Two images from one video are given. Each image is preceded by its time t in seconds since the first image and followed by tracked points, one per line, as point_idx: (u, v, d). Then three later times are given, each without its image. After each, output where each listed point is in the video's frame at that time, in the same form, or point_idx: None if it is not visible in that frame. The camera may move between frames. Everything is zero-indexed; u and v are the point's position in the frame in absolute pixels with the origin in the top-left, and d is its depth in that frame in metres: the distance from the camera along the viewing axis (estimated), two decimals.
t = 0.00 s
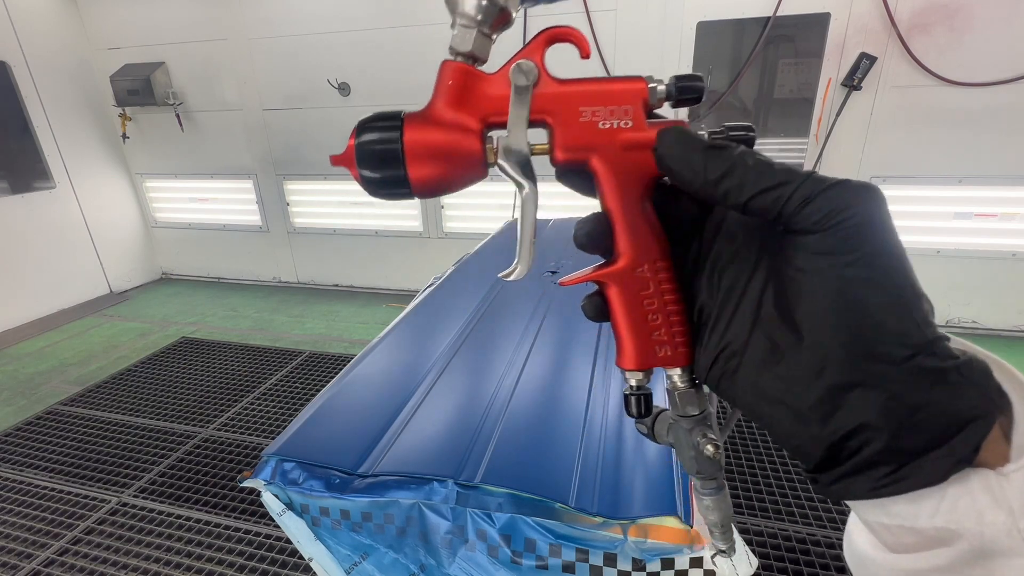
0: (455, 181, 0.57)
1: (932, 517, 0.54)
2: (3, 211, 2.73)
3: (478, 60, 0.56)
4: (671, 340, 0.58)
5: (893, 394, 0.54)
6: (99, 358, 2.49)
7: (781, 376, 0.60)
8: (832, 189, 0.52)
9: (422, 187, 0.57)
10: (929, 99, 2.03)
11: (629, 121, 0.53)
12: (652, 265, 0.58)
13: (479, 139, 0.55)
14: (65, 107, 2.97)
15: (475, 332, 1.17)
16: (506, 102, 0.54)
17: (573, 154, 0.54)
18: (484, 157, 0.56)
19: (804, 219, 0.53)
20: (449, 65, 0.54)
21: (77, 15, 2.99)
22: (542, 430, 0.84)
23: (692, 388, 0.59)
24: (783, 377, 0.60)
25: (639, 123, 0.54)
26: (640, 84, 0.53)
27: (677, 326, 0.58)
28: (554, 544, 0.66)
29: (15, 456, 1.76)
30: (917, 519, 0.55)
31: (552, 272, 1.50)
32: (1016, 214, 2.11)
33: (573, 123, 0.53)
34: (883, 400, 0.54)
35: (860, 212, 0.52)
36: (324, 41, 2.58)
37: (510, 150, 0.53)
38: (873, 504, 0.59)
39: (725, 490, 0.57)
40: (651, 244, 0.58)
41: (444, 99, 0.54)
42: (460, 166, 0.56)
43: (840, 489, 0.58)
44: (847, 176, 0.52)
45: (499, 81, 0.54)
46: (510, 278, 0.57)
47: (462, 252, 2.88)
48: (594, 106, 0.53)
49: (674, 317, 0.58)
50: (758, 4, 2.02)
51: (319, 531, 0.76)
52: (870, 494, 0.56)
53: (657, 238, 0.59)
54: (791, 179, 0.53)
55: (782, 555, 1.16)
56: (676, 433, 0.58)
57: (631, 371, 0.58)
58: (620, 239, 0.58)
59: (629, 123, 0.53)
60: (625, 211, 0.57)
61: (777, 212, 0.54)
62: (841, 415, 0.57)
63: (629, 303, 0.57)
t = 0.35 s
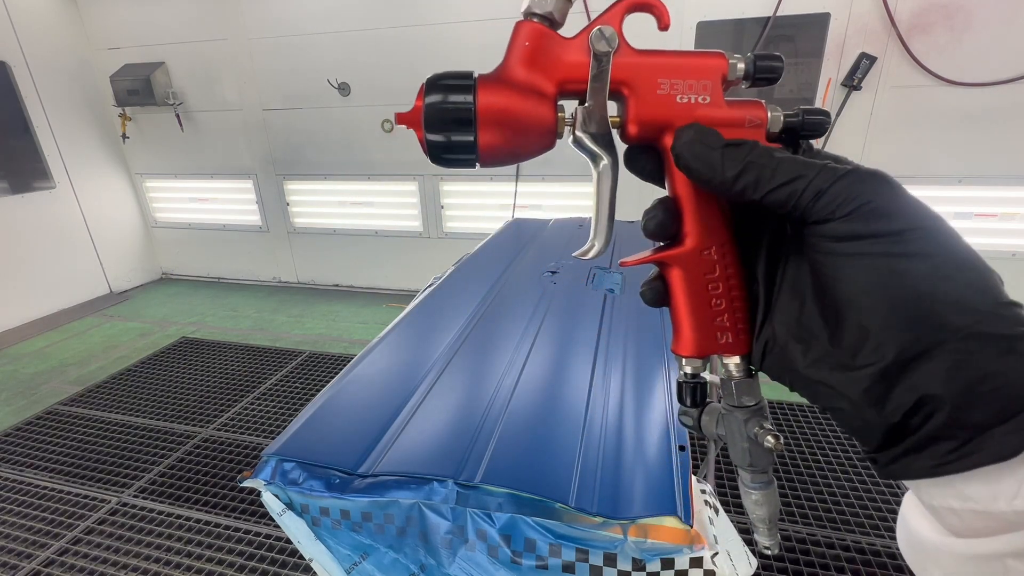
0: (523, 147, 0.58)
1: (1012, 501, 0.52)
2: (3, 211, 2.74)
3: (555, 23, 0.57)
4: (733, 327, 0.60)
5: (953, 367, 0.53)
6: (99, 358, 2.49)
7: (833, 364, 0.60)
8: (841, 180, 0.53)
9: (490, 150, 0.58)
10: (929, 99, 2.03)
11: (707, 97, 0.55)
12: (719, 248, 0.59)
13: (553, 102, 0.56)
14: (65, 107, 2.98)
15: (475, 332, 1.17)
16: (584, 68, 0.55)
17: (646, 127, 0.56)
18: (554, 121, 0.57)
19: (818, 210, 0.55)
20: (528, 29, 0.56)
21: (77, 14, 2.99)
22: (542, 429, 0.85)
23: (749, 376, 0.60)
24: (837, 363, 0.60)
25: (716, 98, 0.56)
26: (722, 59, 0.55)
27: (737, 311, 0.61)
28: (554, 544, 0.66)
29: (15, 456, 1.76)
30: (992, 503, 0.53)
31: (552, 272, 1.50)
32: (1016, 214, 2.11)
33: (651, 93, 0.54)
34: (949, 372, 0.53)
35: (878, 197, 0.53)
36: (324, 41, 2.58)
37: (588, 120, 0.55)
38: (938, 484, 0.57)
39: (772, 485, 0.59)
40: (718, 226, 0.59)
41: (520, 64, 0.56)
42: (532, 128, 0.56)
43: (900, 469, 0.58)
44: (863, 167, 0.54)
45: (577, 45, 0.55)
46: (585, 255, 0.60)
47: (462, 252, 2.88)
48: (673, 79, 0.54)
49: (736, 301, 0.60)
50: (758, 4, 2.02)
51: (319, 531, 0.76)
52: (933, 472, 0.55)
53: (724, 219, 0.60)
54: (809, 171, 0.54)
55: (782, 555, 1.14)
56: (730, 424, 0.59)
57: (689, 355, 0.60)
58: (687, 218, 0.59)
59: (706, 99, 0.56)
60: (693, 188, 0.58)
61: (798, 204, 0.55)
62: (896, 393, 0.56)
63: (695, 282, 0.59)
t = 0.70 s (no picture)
0: (520, 147, 0.59)
1: (1014, 501, 0.49)
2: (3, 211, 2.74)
3: (552, 24, 0.57)
4: (730, 328, 0.60)
5: (957, 364, 0.51)
6: (100, 358, 2.49)
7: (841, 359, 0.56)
8: (850, 173, 0.52)
9: (487, 152, 0.58)
10: (929, 99, 2.03)
11: (706, 97, 0.56)
12: (717, 251, 0.59)
13: (549, 104, 0.56)
14: (65, 107, 2.97)
15: (475, 333, 1.17)
16: (581, 70, 0.56)
17: (644, 127, 0.56)
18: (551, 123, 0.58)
19: (825, 204, 0.53)
20: (524, 30, 0.56)
21: (77, 14, 2.99)
22: (541, 429, 0.85)
23: (746, 376, 0.62)
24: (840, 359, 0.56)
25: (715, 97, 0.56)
26: (721, 57, 0.55)
27: (735, 311, 0.60)
28: (554, 543, 0.66)
29: (15, 456, 1.76)
30: (992, 502, 0.51)
31: (552, 272, 1.50)
32: (1016, 214, 2.11)
33: (648, 94, 0.55)
34: (953, 370, 0.51)
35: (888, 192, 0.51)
36: (324, 40, 2.58)
37: (584, 123, 0.55)
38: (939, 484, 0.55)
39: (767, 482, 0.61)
40: (716, 227, 0.59)
41: (517, 66, 0.56)
42: (529, 129, 0.57)
43: (903, 472, 0.55)
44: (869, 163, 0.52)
45: (574, 47, 0.55)
46: (581, 257, 0.60)
47: (463, 252, 2.88)
48: (671, 79, 0.55)
49: (734, 302, 0.60)
50: (758, 4, 2.02)
51: (319, 531, 0.76)
52: (933, 474, 0.53)
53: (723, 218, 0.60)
54: (815, 166, 0.53)
55: (782, 555, 1.14)
56: (725, 422, 0.61)
57: (684, 356, 0.60)
58: (682, 217, 0.59)
59: (706, 99, 0.56)
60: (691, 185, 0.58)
61: (800, 198, 0.54)
62: (898, 393, 0.54)
63: (692, 283, 0.59)
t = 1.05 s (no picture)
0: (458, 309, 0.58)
1: None
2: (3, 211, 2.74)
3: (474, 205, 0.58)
4: (655, 442, 0.57)
5: (828, 467, 0.51)
6: (99, 358, 2.49)
7: (732, 461, 0.55)
8: (736, 290, 0.55)
9: (429, 314, 0.57)
10: (928, 99, 2.03)
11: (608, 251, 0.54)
12: (633, 374, 0.56)
13: (478, 271, 0.55)
14: (65, 107, 2.97)
15: (475, 333, 1.17)
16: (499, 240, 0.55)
17: (557, 279, 0.55)
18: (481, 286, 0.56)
19: (716, 316, 0.55)
20: (448, 211, 0.56)
21: (77, 14, 2.99)
22: (541, 429, 0.85)
23: (679, 483, 0.57)
24: (731, 463, 0.55)
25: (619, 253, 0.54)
26: (615, 218, 0.54)
27: (663, 435, 0.57)
28: (554, 544, 0.65)
29: (15, 456, 1.76)
30: None
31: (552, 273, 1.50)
32: (1016, 214, 2.11)
33: (553, 256, 0.54)
34: (830, 474, 0.51)
35: (765, 307, 0.54)
36: (324, 41, 2.58)
37: (505, 280, 0.55)
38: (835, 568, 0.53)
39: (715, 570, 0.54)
40: (632, 353, 0.56)
41: (442, 240, 0.55)
42: (462, 298, 0.56)
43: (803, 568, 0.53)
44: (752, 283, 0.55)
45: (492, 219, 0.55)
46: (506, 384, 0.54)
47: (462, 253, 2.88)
48: (574, 239, 0.54)
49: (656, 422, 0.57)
50: (758, 4, 2.02)
51: (319, 531, 0.76)
52: (826, 570, 0.51)
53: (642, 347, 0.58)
54: (701, 283, 0.54)
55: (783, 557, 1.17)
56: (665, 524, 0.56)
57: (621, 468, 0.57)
58: (602, 349, 0.57)
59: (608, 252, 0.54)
60: (603, 323, 0.57)
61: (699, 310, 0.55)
62: (785, 494, 0.53)
63: (615, 411, 0.56)
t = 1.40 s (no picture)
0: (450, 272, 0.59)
1: (881, 564, 0.49)
2: (3, 212, 2.74)
3: (473, 164, 0.58)
4: (641, 414, 0.57)
5: (823, 432, 0.50)
6: (100, 358, 2.49)
7: (728, 428, 0.55)
8: (736, 258, 0.55)
9: (421, 274, 0.59)
10: (928, 99, 2.03)
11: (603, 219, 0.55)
12: (623, 345, 0.57)
13: (472, 234, 0.56)
14: (65, 107, 2.98)
15: (475, 333, 1.17)
16: (494, 203, 0.55)
17: (552, 246, 0.56)
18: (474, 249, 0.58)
19: (714, 281, 0.55)
20: (446, 170, 0.56)
21: (77, 14, 2.99)
22: (541, 429, 0.85)
23: (664, 455, 0.57)
24: (724, 429, 0.55)
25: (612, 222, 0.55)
26: (613, 185, 0.55)
27: (649, 407, 0.58)
28: (554, 544, 0.65)
29: (15, 456, 1.76)
30: (866, 566, 0.50)
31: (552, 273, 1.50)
32: (1016, 214, 2.11)
33: (551, 221, 0.55)
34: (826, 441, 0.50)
35: (765, 273, 0.54)
36: (324, 40, 2.58)
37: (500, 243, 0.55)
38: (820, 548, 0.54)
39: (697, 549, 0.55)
40: (622, 322, 0.57)
41: (438, 200, 0.56)
42: (455, 260, 0.57)
43: (794, 536, 0.52)
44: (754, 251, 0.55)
45: (490, 180, 0.55)
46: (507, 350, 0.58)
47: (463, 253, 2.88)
48: (571, 205, 0.55)
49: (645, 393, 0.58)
50: (758, 4, 2.02)
51: (319, 531, 0.76)
52: (816, 537, 0.51)
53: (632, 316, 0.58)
54: (703, 249, 0.55)
55: (783, 555, 1.17)
56: (649, 498, 0.56)
57: (606, 439, 0.58)
58: (592, 316, 0.58)
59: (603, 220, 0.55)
60: (597, 290, 0.57)
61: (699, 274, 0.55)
62: (779, 459, 0.52)
63: (604, 379, 0.57)
